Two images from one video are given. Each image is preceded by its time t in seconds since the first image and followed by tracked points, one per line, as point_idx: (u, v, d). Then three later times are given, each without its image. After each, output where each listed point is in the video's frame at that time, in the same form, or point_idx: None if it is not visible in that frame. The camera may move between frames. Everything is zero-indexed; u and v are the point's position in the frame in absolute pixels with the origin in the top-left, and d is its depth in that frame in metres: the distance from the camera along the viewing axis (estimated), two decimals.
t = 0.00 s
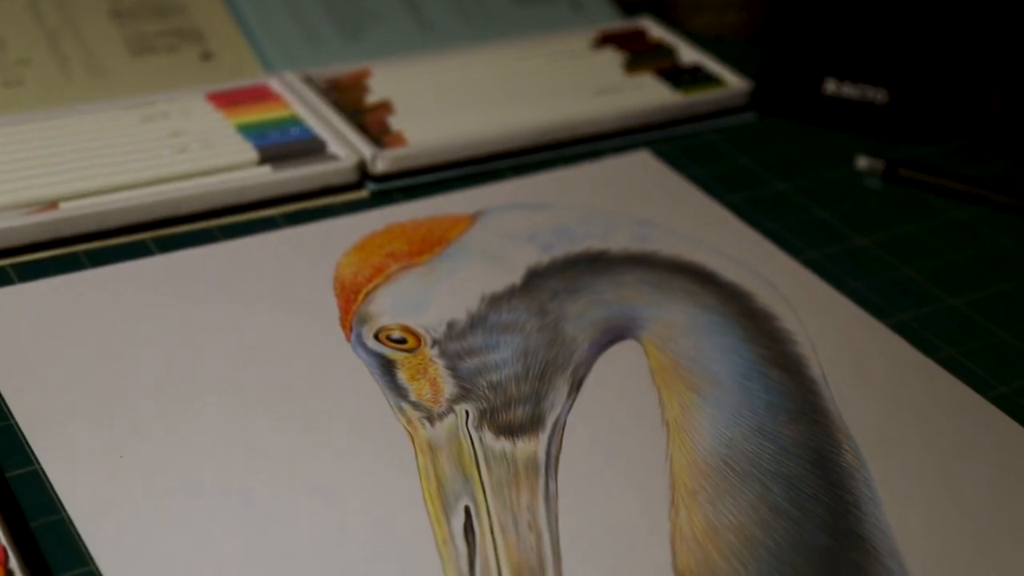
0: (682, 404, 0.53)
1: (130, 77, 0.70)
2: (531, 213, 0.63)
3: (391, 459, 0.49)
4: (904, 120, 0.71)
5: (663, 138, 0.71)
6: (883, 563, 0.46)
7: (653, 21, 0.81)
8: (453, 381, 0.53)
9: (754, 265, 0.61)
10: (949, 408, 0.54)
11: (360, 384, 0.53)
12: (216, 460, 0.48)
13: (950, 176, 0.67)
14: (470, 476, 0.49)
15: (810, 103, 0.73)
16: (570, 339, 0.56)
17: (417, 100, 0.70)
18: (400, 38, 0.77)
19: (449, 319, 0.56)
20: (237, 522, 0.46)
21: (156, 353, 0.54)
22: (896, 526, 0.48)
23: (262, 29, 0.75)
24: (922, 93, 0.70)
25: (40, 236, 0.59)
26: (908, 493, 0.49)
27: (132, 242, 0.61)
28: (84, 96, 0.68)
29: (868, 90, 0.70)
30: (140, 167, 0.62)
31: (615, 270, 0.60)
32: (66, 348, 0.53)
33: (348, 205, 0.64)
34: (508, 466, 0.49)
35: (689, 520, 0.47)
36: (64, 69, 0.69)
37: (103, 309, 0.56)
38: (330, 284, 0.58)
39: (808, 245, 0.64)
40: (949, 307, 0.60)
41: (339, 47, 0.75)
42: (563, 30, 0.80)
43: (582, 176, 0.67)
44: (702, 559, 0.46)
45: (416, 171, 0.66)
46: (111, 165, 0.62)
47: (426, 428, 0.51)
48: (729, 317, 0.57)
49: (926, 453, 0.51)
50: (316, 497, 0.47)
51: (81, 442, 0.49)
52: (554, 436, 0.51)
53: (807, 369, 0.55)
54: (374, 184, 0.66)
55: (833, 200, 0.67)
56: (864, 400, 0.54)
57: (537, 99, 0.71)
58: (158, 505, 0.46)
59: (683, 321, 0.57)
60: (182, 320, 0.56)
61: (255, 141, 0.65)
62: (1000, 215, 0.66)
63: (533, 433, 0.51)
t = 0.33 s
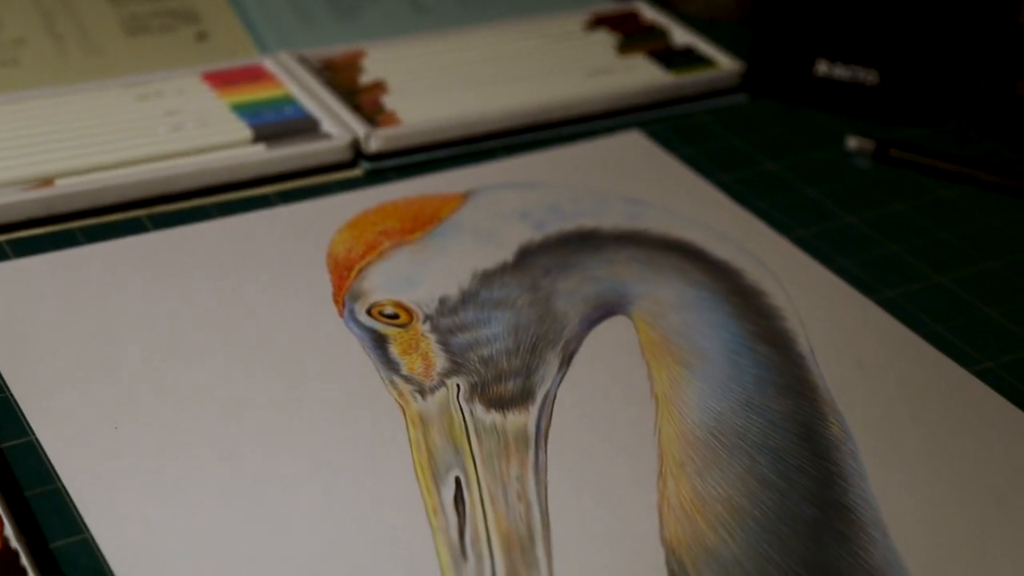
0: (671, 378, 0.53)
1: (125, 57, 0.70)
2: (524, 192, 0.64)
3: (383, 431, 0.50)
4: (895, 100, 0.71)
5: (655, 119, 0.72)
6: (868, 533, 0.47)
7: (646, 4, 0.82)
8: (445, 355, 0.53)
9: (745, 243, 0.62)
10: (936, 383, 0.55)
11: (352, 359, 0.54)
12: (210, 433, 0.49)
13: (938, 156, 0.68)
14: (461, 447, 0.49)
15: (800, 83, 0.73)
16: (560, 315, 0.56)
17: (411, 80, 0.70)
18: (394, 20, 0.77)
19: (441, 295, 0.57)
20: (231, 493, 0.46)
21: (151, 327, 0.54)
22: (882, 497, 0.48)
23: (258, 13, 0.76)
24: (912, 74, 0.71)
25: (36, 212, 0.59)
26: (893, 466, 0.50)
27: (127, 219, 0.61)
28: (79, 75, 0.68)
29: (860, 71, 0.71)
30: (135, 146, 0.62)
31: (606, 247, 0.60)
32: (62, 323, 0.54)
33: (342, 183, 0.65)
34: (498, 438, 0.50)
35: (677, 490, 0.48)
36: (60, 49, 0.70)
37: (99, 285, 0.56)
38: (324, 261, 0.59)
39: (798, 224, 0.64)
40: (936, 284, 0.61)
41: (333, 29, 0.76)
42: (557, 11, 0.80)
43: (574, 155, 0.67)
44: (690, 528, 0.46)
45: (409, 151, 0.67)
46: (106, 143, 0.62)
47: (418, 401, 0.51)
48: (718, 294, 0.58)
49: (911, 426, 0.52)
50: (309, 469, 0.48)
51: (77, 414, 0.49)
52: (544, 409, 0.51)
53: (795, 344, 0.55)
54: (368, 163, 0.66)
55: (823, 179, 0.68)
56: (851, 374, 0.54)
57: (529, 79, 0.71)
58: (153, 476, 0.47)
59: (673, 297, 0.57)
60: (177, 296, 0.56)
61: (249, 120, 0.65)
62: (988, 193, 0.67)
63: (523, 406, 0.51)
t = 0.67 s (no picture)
0: (661, 356, 0.54)
1: (122, 40, 0.71)
2: (517, 174, 0.65)
3: (378, 407, 0.51)
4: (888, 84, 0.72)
5: (648, 102, 0.72)
6: (855, 505, 0.47)
7: None
8: (439, 332, 0.54)
9: (736, 224, 0.62)
10: (924, 360, 0.55)
11: (347, 337, 0.54)
12: (207, 409, 0.50)
13: (928, 139, 0.68)
14: (454, 422, 0.50)
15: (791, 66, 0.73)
16: (553, 294, 0.57)
17: (405, 64, 0.71)
18: (388, 5, 0.78)
19: (435, 274, 0.57)
20: (227, 466, 0.47)
21: (149, 305, 0.55)
22: (869, 471, 0.49)
23: None
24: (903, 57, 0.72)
25: (34, 193, 0.60)
26: (880, 441, 0.51)
27: (124, 199, 0.62)
28: (77, 57, 0.69)
29: (850, 56, 0.71)
30: (132, 128, 0.63)
31: (598, 228, 0.61)
32: (60, 300, 0.54)
33: (337, 165, 0.65)
34: (490, 413, 0.50)
35: (667, 463, 0.48)
36: (58, 32, 0.70)
37: (96, 264, 0.57)
38: (319, 241, 0.60)
39: (788, 206, 0.65)
40: (925, 265, 0.61)
41: (329, 16, 0.77)
42: None
43: (567, 138, 0.68)
44: (679, 500, 0.47)
45: (404, 133, 0.68)
46: (104, 125, 0.63)
47: (412, 376, 0.52)
48: (709, 273, 0.58)
49: (899, 402, 0.53)
50: (304, 444, 0.48)
51: (74, 389, 0.50)
52: (536, 385, 0.52)
53: (784, 322, 0.56)
54: (363, 145, 0.67)
55: (814, 162, 0.69)
56: (840, 352, 0.55)
57: (523, 63, 0.72)
58: (150, 450, 0.47)
59: (665, 277, 0.58)
60: (173, 276, 0.57)
61: (245, 102, 0.66)
62: (977, 176, 0.68)
63: (515, 382, 0.52)
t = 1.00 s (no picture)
0: (650, 328, 0.55)
1: (120, 21, 0.72)
2: (509, 152, 0.65)
3: (371, 378, 0.51)
4: (876, 65, 0.73)
5: (640, 83, 0.73)
6: (839, 473, 0.48)
7: None
8: (431, 306, 0.55)
9: (725, 201, 0.63)
10: (909, 333, 0.56)
11: (341, 310, 0.55)
12: (202, 379, 0.50)
13: (916, 118, 0.69)
14: (445, 392, 0.51)
15: (782, 48, 0.74)
16: (543, 268, 0.58)
17: (400, 44, 0.72)
18: None
19: (428, 249, 0.58)
20: (222, 434, 0.48)
21: (145, 279, 0.56)
22: (853, 440, 0.50)
23: None
24: (891, 39, 0.72)
25: (31, 169, 0.61)
26: (865, 411, 0.51)
27: (121, 176, 0.63)
28: (74, 37, 0.70)
29: (840, 37, 0.72)
30: (128, 106, 0.64)
31: (590, 204, 0.61)
32: (58, 273, 0.55)
33: (332, 143, 0.66)
34: (481, 383, 0.51)
35: (654, 432, 0.49)
36: (56, 15, 0.71)
37: (94, 238, 0.58)
38: (313, 217, 0.60)
39: (777, 184, 0.66)
40: (912, 242, 0.62)
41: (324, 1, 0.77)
42: None
43: (559, 117, 0.68)
44: (666, 468, 0.48)
45: (398, 113, 0.68)
46: (101, 103, 0.64)
47: (404, 348, 0.53)
48: (698, 248, 0.59)
49: (883, 374, 0.53)
50: (297, 414, 0.49)
51: (71, 359, 0.51)
52: (526, 357, 0.53)
53: (772, 296, 0.57)
54: (357, 124, 0.67)
55: (803, 142, 0.69)
56: (827, 326, 0.56)
57: (516, 45, 0.73)
58: (146, 418, 0.48)
59: (654, 252, 0.59)
60: (169, 251, 0.58)
61: (240, 82, 0.67)
62: (965, 155, 0.68)
63: (506, 353, 0.53)
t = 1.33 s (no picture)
0: (633, 311, 0.56)
1: (113, 11, 0.73)
2: (496, 140, 0.66)
3: (357, 359, 0.52)
4: (859, 55, 0.74)
5: (627, 72, 0.74)
6: (815, 451, 0.49)
7: None
8: (417, 289, 0.56)
9: (710, 188, 0.64)
10: (888, 317, 0.57)
11: (328, 292, 0.56)
12: (191, 359, 0.51)
13: (899, 107, 0.70)
14: (430, 372, 0.52)
15: (767, 38, 0.75)
16: (529, 252, 0.58)
17: (389, 34, 0.73)
18: None
19: (415, 234, 0.59)
20: (209, 413, 0.49)
21: (136, 264, 0.57)
22: (830, 420, 0.51)
23: None
24: (874, 29, 0.73)
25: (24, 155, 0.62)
26: (843, 392, 0.52)
27: (113, 162, 0.63)
28: (68, 27, 0.71)
29: (824, 26, 0.73)
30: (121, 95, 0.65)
31: (575, 191, 0.62)
32: (49, 258, 0.56)
33: (321, 130, 0.67)
34: (465, 364, 0.52)
35: (634, 411, 0.50)
36: (50, 6, 0.72)
37: (85, 223, 0.59)
38: (303, 203, 0.61)
39: (761, 171, 0.67)
40: (893, 228, 0.63)
41: None
42: None
43: (546, 105, 0.69)
44: (645, 445, 0.49)
45: (387, 101, 0.69)
46: (93, 92, 0.65)
47: (390, 330, 0.54)
48: (681, 233, 0.60)
49: (862, 356, 0.54)
50: (284, 393, 0.50)
51: (62, 341, 0.52)
52: (510, 338, 0.54)
53: (753, 281, 0.58)
54: (347, 112, 0.68)
55: (788, 130, 0.70)
56: (807, 309, 0.57)
57: (504, 34, 0.73)
58: (136, 397, 0.49)
59: (638, 237, 0.60)
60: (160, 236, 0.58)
61: (231, 70, 0.68)
62: (947, 143, 0.69)
63: (490, 335, 0.54)
